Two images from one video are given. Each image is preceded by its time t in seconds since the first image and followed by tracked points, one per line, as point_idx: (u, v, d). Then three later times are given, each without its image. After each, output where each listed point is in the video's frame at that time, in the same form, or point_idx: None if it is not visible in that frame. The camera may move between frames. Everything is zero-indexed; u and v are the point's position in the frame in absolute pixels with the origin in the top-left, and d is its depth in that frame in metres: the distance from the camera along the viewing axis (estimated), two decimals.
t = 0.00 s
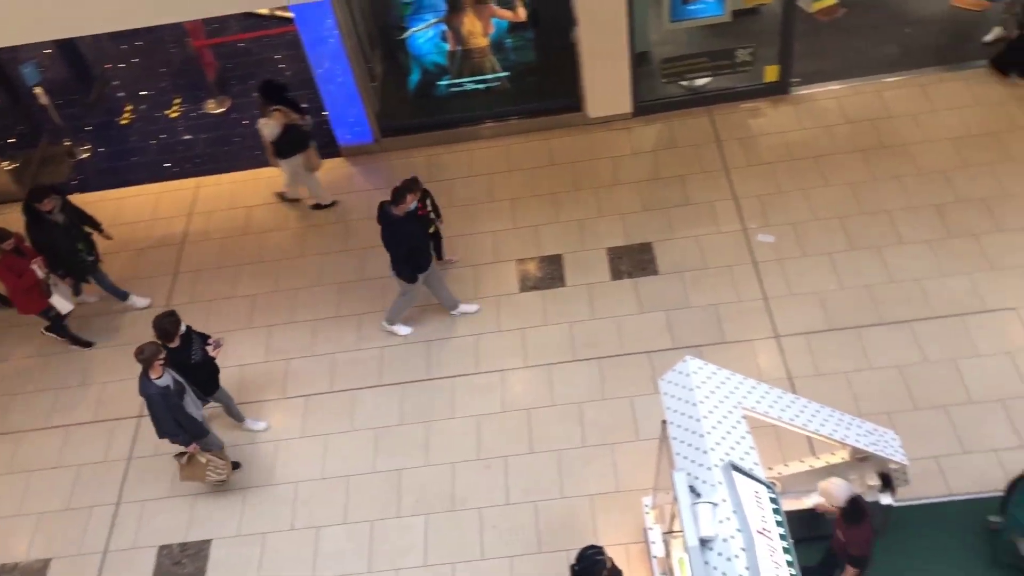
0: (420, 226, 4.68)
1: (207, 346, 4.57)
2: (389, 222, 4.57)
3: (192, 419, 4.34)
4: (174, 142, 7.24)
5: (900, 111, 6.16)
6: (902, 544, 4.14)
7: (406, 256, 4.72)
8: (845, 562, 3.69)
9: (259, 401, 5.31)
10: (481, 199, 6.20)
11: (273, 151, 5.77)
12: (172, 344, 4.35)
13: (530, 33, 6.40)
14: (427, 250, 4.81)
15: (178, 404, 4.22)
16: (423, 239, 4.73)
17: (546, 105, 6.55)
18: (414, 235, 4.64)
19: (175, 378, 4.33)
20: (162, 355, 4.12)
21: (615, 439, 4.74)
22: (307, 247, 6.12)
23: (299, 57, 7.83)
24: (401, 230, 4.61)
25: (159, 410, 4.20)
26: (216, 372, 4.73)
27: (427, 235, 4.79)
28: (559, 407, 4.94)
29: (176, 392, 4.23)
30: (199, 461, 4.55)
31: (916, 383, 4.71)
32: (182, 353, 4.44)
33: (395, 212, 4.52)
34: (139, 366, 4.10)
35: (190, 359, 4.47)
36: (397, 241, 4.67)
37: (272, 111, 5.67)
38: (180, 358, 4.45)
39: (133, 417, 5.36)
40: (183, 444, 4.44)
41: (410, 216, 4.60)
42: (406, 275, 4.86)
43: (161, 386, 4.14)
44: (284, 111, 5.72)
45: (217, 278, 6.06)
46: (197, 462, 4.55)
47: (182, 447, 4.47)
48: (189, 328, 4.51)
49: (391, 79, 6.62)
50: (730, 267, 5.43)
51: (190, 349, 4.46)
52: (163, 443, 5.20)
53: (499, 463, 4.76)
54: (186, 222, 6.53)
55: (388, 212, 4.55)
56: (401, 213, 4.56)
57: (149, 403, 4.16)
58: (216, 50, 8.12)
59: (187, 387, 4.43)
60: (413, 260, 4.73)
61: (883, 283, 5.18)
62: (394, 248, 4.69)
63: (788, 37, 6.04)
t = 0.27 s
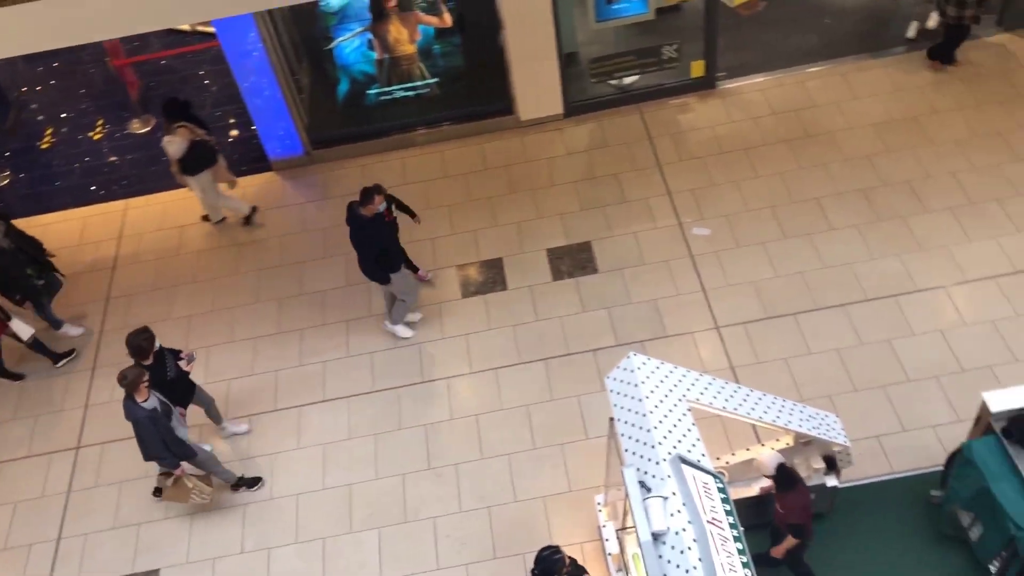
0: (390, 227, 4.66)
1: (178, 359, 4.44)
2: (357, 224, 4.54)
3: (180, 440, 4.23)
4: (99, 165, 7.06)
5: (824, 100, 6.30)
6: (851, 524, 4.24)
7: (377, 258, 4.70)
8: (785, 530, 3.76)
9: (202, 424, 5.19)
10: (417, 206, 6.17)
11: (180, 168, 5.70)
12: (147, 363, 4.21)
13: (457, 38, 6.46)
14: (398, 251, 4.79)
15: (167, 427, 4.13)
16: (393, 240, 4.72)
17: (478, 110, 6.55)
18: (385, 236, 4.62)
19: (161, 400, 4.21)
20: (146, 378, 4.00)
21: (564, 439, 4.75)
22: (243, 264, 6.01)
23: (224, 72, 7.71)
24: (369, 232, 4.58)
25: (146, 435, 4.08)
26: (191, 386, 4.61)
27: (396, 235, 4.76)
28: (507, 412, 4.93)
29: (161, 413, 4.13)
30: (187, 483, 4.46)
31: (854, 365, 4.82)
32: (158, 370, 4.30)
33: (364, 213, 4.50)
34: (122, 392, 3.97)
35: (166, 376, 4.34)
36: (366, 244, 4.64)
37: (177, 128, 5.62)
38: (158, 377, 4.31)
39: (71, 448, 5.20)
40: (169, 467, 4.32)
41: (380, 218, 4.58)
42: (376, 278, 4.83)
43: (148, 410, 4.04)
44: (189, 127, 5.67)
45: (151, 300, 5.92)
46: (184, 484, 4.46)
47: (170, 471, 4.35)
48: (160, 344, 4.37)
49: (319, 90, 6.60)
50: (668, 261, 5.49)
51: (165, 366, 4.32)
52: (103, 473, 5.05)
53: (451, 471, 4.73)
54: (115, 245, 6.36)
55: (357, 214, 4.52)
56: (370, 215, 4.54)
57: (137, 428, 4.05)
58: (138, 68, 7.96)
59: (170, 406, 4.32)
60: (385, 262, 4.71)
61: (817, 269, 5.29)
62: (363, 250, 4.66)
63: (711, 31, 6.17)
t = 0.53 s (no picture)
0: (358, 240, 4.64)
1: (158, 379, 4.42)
2: (325, 239, 4.53)
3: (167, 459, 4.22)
4: (17, 200, 6.84)
5: (743, 95, 6.45)
6: (797, 507, 4.32)
7: (348, 271, 4.67)
8: (729, 513, 3.84)
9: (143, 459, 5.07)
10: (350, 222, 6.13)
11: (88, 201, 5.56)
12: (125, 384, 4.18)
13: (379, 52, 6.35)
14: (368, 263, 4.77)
15: (151, 446, 4.11)
16: (364, 253, 4.69)
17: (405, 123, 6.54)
18: (354, 250, 4.60)
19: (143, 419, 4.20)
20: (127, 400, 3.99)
21: (514, 444, 4.77)
22: (176, 292, 5.89)
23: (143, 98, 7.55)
24: (339, 246, 4.57)
25: (131, 457, 4.07)
26: (172, 404, 4.58)
27: (368, 247, 4.74)
28: (455, 422, 4.92)
29: (145, 432, 4.12)
30: (176, 503, 4.39)
31: (790, 351, 4.94)
32: (138, 393, 4.26)
33: (331, 228, 4.47)
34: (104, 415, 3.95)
35: (146, 398, 4.28)
36: (335, 258, 4.62)
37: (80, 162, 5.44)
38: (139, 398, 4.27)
39: (6, 495, 5.02)
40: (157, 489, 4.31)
41: (349, 231, 4.55)
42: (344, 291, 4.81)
43: (132, 430, 4.02)
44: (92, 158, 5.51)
45: (81, 336, 5.76)
46: (174, 504, 4.41)
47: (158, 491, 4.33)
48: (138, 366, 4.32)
49: (242, 111, 6.46)
50: (604, 261, 5.55)
51: (144, 387, 4.27)
52: (42, 518, 4.89)
53: (402, 486, 4.70)
54: (40, 282, 6.17)
55: (324, 230, 4.50)
56: (337, 229, 4.51)
57: (122, 450, 4.04)
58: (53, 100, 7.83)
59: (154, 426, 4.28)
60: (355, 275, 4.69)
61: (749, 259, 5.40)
62: (332, 264, 4.64)
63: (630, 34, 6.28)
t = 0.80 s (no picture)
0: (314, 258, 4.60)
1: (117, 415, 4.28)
2: (282, 260, 4.48)
3: (143, 493, 4.10)
4: None
5: (650, 96, 6.55)
6: (736, 496, 4.38)
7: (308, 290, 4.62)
8: (672, 507, 3.91)
9: (70, 515, 4.86)
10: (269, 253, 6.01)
11: None
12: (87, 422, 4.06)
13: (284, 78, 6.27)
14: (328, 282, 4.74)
15: (127, 480, 3.98)
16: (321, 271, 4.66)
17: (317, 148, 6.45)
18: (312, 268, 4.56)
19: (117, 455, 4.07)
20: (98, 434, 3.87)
21: (453, 462, 4.73)
22: (91, 338, 5.68)
23: (41, 141, 7.28)
24: (296, 267, 4.53)
25: (106, 493, 3.94)
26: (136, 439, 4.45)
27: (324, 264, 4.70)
28: (392, 446, 4.86)
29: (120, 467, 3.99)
30: (156, 538, 4.30)
31: (717, 344, 5.02)
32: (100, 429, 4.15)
33: (287, 248, 4.42)
34: (75, 453, 3.83)
35: (109, 433, 4.19)
36: (294, 279, 4.57)
37: None
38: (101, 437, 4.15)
39: None
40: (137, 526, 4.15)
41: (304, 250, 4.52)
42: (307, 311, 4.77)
43: (106, 466, 3.90)
44: None
45: None
46: (154, 539, 4.30)
47: (136, 528, 4.20)
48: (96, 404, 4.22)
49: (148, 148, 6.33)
50: (529, 271, 5.56)
51: (105, 423, 4.18)
52: None
53: (343, 516, 4.62)
54: None
55: (278, 251, 4.46)
56: (293, 249, 4.47)
57: (95, 489, 3.91)
58: None
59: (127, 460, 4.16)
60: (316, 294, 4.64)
61: (670, 257, 5.48)
62: (292, 285, 4.59)
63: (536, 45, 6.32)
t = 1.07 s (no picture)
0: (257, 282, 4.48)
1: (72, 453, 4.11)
2: (225, 285, 4.36)
3: (102, 528, 3.94)
4: None
5: (551, 104, 6.60)
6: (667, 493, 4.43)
7: (255, 314, 4.50)
8: (607, 510, 3.92)
9: None
10: (177, 291, 5.84)
11: None
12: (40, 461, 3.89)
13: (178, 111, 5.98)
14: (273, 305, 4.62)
15: (83, 517, 3.81)
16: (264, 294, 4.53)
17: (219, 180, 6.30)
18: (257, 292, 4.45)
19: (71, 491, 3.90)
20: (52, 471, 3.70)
21: (385, 487, 4.68)
22: None
23: None
24: (239, 292, 4.40)
25: (63, 532, 3.78)
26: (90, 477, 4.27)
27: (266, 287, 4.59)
28: (320, 477, 4.77)
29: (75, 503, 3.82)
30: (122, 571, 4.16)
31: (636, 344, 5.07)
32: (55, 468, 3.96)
33: (230, 272, 4.30)
34: (28, 492, 3.65)
35: (64, 472, 4.01)
36: (238, 304, 4.45)
37: None
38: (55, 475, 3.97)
39: None
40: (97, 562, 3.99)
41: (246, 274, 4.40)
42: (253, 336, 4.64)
43: (61, 503, 3.73)
44: None
45: None
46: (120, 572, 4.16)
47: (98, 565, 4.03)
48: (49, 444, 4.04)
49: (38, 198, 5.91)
50: (446, 287, 5.53)
51: (60, 462, 4.00)
52: None
53: (275, 554, 4.51)
54: None
55: (223, 276, 4.33)
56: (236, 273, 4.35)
57: (49, 526, 3.74)
58: None
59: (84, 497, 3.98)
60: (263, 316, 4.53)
61: (583, 262, 5.53)
62: (238, 310, 4.46)
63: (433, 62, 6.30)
